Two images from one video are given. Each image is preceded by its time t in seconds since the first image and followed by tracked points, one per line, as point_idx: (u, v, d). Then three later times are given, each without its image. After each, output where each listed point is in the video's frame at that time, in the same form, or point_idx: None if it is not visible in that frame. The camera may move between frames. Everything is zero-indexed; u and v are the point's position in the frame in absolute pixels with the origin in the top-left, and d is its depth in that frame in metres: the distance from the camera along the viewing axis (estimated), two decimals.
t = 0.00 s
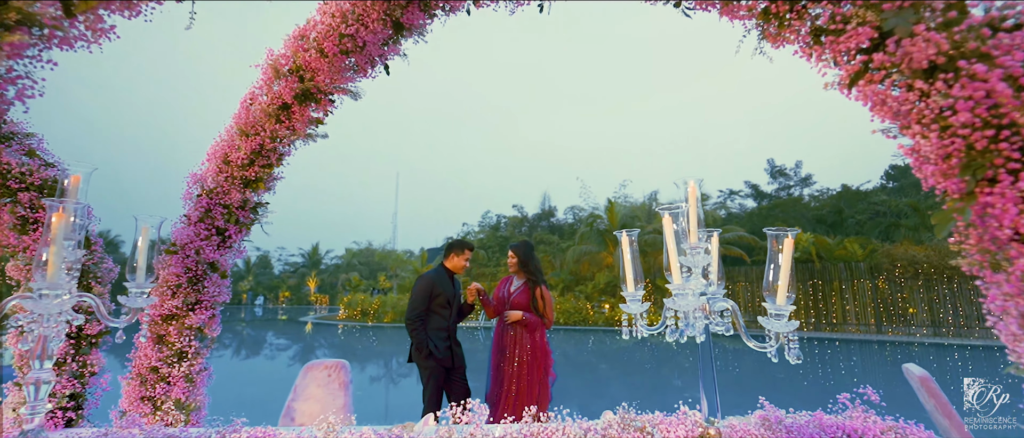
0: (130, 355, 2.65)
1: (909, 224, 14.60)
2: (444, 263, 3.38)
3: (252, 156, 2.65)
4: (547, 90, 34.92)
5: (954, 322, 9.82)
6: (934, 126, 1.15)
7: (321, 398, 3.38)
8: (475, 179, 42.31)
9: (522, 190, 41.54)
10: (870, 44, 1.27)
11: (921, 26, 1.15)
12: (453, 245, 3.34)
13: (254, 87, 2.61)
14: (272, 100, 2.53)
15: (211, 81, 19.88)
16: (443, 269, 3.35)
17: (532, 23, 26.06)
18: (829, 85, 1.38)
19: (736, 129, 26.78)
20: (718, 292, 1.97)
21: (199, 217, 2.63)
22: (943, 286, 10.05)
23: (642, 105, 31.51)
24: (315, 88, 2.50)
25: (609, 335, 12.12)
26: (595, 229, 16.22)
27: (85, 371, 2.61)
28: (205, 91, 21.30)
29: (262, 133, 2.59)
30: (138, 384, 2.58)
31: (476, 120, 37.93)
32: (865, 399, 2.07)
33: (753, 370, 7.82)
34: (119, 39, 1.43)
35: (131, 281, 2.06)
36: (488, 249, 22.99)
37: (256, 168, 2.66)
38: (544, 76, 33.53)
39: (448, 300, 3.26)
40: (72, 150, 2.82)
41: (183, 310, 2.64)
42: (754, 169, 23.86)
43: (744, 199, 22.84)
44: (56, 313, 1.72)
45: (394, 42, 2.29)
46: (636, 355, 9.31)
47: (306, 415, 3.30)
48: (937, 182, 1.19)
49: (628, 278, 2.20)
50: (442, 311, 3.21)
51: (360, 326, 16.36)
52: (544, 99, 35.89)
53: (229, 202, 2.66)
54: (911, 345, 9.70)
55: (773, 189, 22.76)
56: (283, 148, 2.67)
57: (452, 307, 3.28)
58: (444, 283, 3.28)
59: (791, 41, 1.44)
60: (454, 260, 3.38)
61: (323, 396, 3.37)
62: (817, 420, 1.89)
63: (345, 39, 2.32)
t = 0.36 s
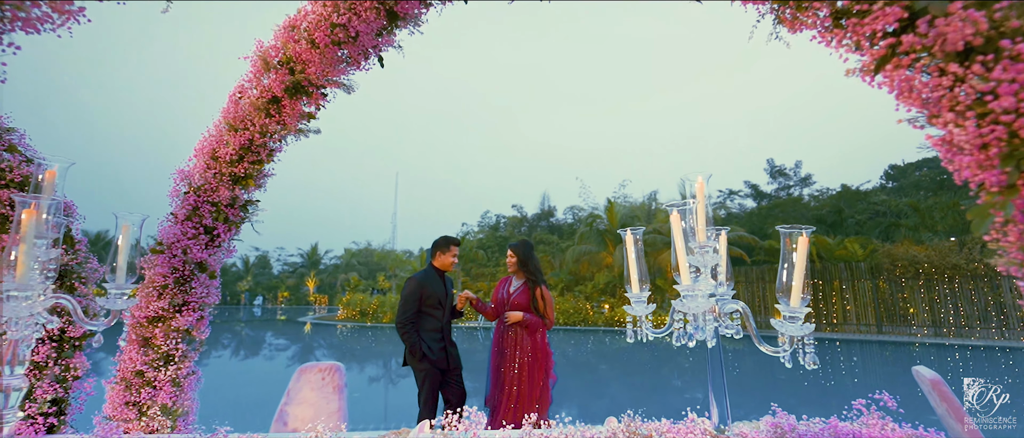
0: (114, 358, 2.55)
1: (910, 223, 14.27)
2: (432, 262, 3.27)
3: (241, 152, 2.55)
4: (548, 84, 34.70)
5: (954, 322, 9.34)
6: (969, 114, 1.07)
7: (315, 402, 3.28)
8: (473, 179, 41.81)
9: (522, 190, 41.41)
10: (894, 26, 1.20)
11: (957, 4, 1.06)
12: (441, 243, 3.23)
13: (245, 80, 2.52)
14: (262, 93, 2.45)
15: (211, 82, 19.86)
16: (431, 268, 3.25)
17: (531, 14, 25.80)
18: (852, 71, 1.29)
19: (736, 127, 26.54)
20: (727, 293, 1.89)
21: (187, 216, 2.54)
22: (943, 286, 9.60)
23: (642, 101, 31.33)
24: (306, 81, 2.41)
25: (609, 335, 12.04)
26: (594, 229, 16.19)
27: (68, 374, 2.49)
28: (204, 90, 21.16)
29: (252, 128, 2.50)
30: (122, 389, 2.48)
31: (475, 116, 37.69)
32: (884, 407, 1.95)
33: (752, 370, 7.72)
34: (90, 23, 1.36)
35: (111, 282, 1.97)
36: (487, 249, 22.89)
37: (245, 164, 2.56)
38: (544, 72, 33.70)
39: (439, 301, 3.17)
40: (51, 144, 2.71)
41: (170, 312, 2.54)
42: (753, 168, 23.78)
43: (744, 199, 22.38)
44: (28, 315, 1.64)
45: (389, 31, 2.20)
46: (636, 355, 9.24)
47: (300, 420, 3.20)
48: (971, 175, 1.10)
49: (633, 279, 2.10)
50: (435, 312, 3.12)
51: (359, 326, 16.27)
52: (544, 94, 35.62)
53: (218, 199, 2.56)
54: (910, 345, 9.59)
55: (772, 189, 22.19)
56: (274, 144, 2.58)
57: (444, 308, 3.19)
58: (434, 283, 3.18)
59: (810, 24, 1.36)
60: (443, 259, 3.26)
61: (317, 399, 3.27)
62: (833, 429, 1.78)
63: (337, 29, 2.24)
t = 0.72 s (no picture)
0: (97, 361, 2.45)
1: (910, 222, 13.87)
2: (421, 261, 3.16)
3: (229, 147, 2.45)
4: (548, 82, 34.44)
5: (955, 322, 9.14)
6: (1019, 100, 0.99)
7: (308, 406, 3.19)
8: (472, 178, 41.70)
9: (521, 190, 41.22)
10: (926, 6, 1.13)
11: None
12: (430, 241, 3.12)
13: (231, 71, 2.42)
14: (249, 85, 2.36)
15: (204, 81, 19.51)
16: (421, 268, 3.14)
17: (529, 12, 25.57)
18: (879, 55, 1.20)
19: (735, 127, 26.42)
20: (738, 294, 1.81)
21: (172, 213, 2.43)
22: (944, 286, 9.39)
23: (642, 100, 31.04)
24: (295, 72, 2.33)
25: (609, 336, 11.95)
26: (594, 229, 16.04)
27: (48, 378, 2.38)
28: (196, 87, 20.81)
29: (240, 122, 2.41)
30: (107, 393, 2.39)
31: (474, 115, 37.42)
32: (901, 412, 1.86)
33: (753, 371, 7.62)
34: None
35: (89, 282, 1.92)
36: (486, 249, 22.75)
37: (234, 160, 2.46)
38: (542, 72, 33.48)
39: (431, 301, 3.06)
40: (31, 139, 2.63)
41: (155, 313, 2.43)
42: (753, 167, 23.66)
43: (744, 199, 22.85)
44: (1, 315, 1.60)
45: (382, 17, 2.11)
46: (636, 355, 9.15)
47: (292, 425, 3.09)
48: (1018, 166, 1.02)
49: (639, 280, 2.02)
50: (427, 313, 3.02)
51: (359, 326, 16.15)
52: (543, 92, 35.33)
53: (204, 195, 2.44)
54: (910, 345, 9.45)
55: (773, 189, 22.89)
56: (264, 138, 2.47)
57: (437, 308, 3.09)
58: (424, 284, 3.07)
59: (834, 6, 1.26)
60: (431, 258, 3.15)
61: (310, 403, 3.17)
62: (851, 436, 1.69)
63: (328, 16, 2.16)
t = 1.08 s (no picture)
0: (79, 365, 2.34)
1: (910, 222, 13.72)
2: (411, 261, 3.05)
3: (216, 141, 2.35)
4: (547, 82, 34.37)
5: (956, 322, 8.96)
6: None
7: (300, 410, 3.09)
8: (472, 178, 41.55)
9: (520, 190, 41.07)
10: None
11: None
12: (419, 240, 3.02)
13: (219, 61, 2.32)
14: (237, 75, 2.26)
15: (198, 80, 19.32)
16: (411, 268, 3.02)
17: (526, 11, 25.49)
18: (914, 33, 1.13)
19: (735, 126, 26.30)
20: (751, 296, 1.71)
21: (157, 210, 2.33)
22: (945, 286, 9.25)
23: (642, 100, 30.82)
24: (285, 62, 2.24)
25: (610, 336, 11.86)
26: (594, 229, 15.95)
27: (27, 382, 2.26)
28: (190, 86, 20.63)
29: (227, 114, 2.31)
30: (89, 399, 2.28)
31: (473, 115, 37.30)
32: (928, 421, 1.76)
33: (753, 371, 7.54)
34: None
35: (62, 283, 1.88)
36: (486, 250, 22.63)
37: (221, 154, 2.35)
38: (539, 71, 33.35)
39: (422, 301, 2.96)
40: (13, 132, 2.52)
41: (139, 315, 2.32)
42: (753, 166, 23.60)
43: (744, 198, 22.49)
44: None
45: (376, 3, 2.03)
46: (637, 355, 9.07)
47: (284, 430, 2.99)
48: None
49: (646, 279, 1.92)
50: (419, 314, 2.92)
51: (358, 326, 16.07)
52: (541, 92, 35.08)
53: (190, 192, 2.34)
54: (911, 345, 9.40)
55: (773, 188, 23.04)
56: (251, 132, 2.37)
57: (429, 309, 2.99)
58: (415, 284, 2.96)
59: None
60: (421, 257, 3.04)
61: (302, 407, 3.08)
62: None
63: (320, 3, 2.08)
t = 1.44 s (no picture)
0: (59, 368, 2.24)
1: (909, 222, 13.60)
2: (401, 261, 2.95)
3: (202, 134, 2.25)
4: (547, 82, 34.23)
5: (956, 322, 8.88)
6: None
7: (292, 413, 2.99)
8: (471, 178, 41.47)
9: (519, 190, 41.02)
10: None
11: None
12: (410, 240, 2.93)
13: (205, 52, 2.23)
14: (223, 66, 2.18)
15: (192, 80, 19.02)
16: (401, 268, 2.93)
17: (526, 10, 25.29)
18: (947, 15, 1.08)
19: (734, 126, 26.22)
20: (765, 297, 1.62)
21: (141, 207, 2.22)
22: (945, 286, 9.20)
23: (641, 100, 30.69)
24: (273, 52, 2.16)
25: (610, 336, 11.78)
26: (593, 229, 15.86)
27: (4, 387, 2.13)
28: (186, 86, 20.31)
29: (213, 106, 2.21)
30: (68, 403, 2.19)
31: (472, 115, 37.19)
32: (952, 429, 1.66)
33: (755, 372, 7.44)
34: None
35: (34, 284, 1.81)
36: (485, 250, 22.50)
37: (207, 148, 2.25)
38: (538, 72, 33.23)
39: (413, 302, 2.87)
40: None
41: (121, 316, 2.22)
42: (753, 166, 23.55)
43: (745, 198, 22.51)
44: None
45: None
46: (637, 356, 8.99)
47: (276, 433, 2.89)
48: None
49: (654, 279, 1.83)
50: (406, 315, 2.82)
51: (356, 327, 15.95)
52: (540, 92, 34.94)
53: (175, 187, 2.23)
54: (911, 345, 9.32)
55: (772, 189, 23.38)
56: (238, 124, 2.27)
57: (417, 310, 2.89)
58: (405, 284, 2.87)
59: None
60: (411, 257, 2.95)
61: (294, 410, 2.97)
62: None
63: None
